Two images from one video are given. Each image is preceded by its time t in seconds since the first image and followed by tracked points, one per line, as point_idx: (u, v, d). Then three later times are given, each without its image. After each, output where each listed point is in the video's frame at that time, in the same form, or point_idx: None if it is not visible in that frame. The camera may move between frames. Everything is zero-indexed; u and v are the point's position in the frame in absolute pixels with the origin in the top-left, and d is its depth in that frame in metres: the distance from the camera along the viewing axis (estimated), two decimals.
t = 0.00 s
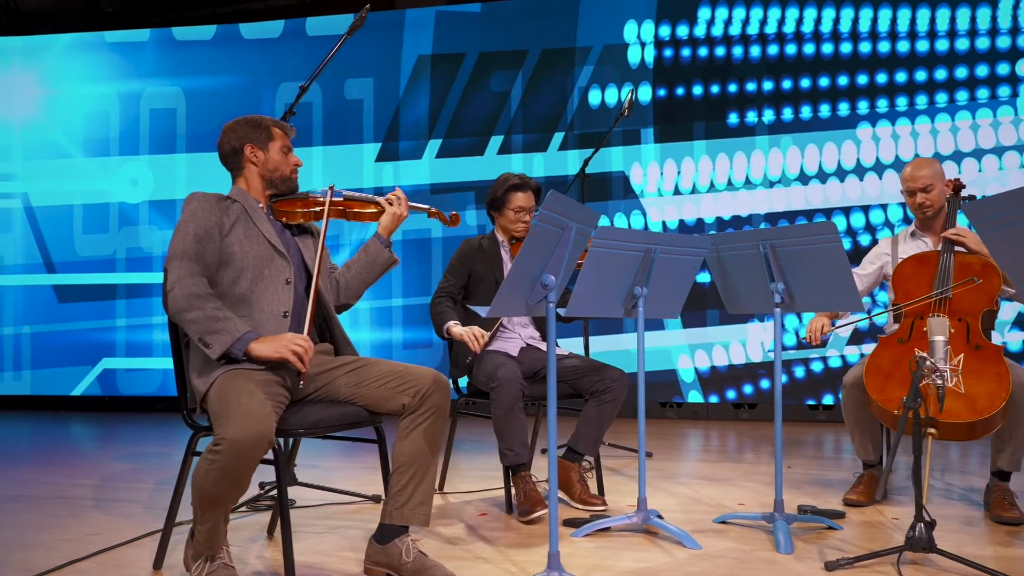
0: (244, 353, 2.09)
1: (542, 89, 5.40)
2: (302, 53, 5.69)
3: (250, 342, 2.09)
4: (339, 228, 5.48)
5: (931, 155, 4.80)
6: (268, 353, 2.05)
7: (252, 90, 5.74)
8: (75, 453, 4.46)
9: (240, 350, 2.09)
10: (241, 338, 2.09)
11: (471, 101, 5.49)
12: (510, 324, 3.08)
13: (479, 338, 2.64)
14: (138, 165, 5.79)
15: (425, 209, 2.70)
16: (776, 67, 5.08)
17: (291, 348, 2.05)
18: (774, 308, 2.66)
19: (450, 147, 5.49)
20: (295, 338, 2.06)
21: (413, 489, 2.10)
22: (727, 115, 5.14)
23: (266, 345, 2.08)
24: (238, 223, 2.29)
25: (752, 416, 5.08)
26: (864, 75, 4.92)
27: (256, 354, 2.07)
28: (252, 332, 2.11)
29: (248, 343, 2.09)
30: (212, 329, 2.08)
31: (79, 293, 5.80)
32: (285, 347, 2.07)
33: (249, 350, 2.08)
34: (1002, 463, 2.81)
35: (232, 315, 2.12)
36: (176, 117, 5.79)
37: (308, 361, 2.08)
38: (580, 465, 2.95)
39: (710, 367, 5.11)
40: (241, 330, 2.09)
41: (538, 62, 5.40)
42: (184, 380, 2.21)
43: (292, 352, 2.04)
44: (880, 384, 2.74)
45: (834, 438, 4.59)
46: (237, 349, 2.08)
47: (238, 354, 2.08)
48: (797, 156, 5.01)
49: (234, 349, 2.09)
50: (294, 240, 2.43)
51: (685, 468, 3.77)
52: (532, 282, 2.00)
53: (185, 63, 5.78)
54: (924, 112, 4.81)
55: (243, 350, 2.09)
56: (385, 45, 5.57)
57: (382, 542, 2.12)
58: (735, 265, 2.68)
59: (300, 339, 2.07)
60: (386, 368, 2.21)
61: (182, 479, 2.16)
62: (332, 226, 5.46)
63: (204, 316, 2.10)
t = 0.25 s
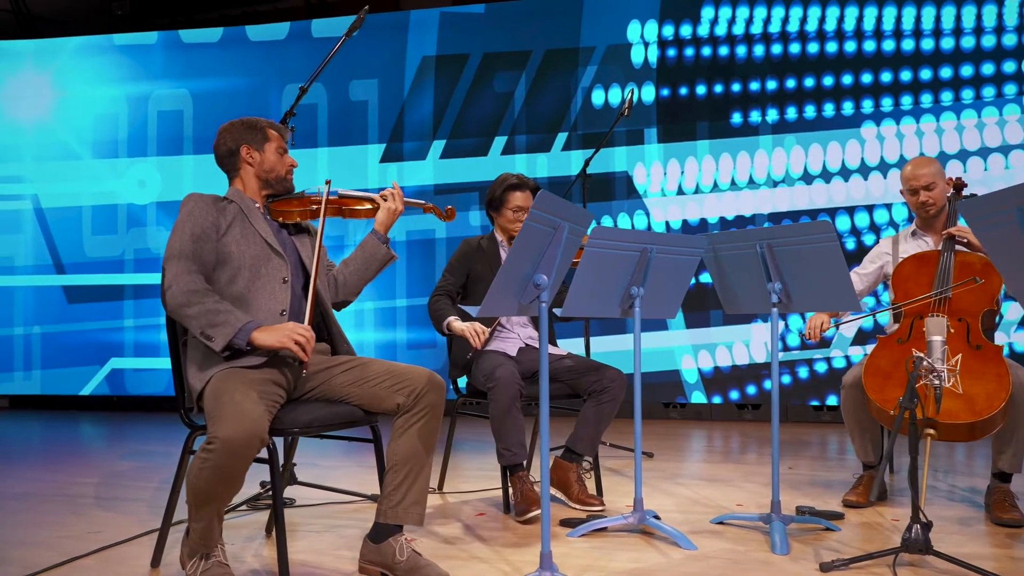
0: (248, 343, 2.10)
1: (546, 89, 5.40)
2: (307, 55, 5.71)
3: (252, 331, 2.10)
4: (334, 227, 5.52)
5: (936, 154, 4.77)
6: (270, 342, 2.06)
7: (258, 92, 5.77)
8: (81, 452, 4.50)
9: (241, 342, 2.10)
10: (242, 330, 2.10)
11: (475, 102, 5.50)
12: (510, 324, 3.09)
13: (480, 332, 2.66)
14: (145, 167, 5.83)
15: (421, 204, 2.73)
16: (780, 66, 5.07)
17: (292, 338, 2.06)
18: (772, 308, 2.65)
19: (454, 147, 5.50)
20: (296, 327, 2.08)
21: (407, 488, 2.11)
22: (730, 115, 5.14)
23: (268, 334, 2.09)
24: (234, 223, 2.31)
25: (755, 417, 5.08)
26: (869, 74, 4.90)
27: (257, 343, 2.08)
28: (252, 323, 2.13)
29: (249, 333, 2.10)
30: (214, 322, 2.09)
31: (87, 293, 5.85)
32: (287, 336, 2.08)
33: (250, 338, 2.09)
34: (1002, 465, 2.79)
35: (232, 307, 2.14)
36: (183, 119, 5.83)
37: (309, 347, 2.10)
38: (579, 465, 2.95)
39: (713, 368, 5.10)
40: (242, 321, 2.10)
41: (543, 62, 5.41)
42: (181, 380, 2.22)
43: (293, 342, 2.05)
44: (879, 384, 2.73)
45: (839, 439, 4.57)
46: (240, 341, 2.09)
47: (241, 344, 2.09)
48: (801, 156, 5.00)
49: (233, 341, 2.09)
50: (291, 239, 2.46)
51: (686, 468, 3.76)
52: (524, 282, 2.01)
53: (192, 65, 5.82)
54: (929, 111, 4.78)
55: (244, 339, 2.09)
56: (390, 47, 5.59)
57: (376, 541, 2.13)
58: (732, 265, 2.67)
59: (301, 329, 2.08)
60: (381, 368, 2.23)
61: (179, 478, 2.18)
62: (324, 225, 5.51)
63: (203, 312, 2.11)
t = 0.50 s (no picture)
0: (253, 335, 2.12)
1: (550, 89, 5.41)
2: (312, 56, 5.73)
3: (258, 323, 2.13)
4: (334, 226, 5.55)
5: (941, 153, 4.75)
6: (276, 333, 2.08)
7: (263, 92, 5.79)
8: (87, 451, 4.54)
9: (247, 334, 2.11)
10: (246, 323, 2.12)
11: (479, 102, 5.51)
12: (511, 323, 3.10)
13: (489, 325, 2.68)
14: (152, 167, 5.86)
15: (421, 203, 2.73)
16: (784, 65, 5.06)
17: (299, 329, 2.08)
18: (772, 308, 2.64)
19: (458, 147, 5.51)
20: (300, 319, 2.11)
21: (405, 487, 2.12)
22: (734, 114, 5.13)
23: (275, 325, 2.11)
24: (235, 225, 2.33)
25: (758, 417, 5.09)
26: (874, 73, 4.89)
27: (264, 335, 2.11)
28: (257, 316, 2.15)
29: (255, 325, 2.12)
30: (218, 319, 2.11)
31: (94, 293, 5.88)
32: (293, 327, 2.11)
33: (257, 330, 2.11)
34: (1003, 465, 2.78)
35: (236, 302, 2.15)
36: (189, 119, 5.86)
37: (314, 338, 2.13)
38: (579, 465, 2.96)
39: (716, 368, 5.10)
40: (247, 314, 2.12)
41: (547, 62, 5.41)
42: (182, 380, 2.24)
43: (298, 333, 2.08)
44: (879, 385, 2.73)
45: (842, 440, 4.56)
46: (246, 334, 2.11)
47: (247, 337, 2.11)
48: (805, 156, 4.99)
49: (240, 335, 2.11)
50: (291, 240, 2.47)
51: (688, 468, 3.76)
52: (521, 282, 2.01)
53: (199, 66, 5.85)
54: (934, 110, 4.77)
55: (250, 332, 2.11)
56: (394, 47, 5.61)
57: (374, 540, 2.15)
58: (732, 265, 2.67)
59: (307, 322, 2.11)
60: (380, 368, 2.24)
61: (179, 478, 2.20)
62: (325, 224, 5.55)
63: (206, 309, 2.13)
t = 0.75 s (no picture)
0: (264, 325, 2.16)
1: (556, 90, 5.42)
2: (319, 57, 5.76)
3: (268, 314, 2.16)
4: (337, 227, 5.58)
5: (948, 153, 4.74)
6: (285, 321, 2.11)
7: (271, 94, 5.83)
8: (96, 450, 4.58)
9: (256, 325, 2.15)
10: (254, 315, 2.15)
11: (485, 102, 5.53)
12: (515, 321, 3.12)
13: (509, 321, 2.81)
14: (161, 169, 5.91)
15: (422, 203, 2.72)
16: (790, 65, 5.05)
17: (307, 317, 2.11)
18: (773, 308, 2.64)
19: (464, 148, 5.53)
20: (310, 308, 2.13)
21: (405, 485, 2.14)
22: (740, 114, 5.13)
23: (284, 313, 2.15)
24: (238, 226, 2.35)
25: (764, 417, 5.10)
26: (880, 72, 4.87)
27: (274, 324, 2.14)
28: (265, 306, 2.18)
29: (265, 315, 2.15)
30: (227, 313, 2.14)
31: (104, 293, 5.94)
32: (300, 316, 2.13)
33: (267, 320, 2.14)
34: (1005, 466, 2.77)
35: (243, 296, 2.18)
36: (198, 121, 5.90)
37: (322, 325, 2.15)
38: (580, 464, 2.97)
39: (722, 368, 5.10)
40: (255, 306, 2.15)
41: (553, 63, 5.42)
42: (185, 378, 2.27)
43: (307, 322, 2.10)
44: (880, 385, 2.73)
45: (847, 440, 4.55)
46: (256, 324, 2.15)
47: (259, 328, 2.14)
48: (811, 155, 4.98)
49: (251, 326, 2.15)
50: (294, 240, 2.50)
51: (692, 468, 3.77)
52: (518, 281, 2.02)
53: (207, 68, 5.90)
54: (941, 110, 4.75)
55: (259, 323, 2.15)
56: (401, 49, 5.64)
57: (374, 537, 2.17)
58: (732, 265, 2.68)
59: (315, 310, 2.14)
60: (380, 367, 2.26)
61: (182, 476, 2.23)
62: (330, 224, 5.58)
63: (213, 305, 2.15)
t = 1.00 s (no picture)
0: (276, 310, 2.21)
1: (563, 90, 5.44)
2: (328, 59, 5.80)
3: (278, 298, 2.21)
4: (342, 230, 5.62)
5: (956, 152, 4.72)
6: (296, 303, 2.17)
7: (281, 96, 5.88)
8: (108, 448, 4.65)
9: (269, 310, 2.20)
10: (265, 301, 2.19)
11: (493, 103, 5.55)
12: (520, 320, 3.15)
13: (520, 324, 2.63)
14: (173, 171, 5.97)
15: (423, 203, 2.72)
16: (797, 65, 5.05)
17: (318, 300, 2.18)
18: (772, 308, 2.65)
19: (472, 149, 5.55)
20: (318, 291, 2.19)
21: (405, 484, 2.17)
22: (747, 114, 5.13)
23: (295, 297, 2.21)
24: (241, 228, 2.40)
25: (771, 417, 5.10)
26: (888, 72, 4.86)
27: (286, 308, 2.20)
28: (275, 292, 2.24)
29: (277, 300, 2.21)
30: (239, 303, 2.18)
31: (118, 294, 6.01)
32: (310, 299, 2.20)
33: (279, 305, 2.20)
34: (1007, 467, 2.77)
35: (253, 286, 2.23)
36: (209, 123, 5.97)
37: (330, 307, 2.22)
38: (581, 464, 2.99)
39: (729, 368, 5.11)
40: (266, 292, 2.20)
41: (560, 64, 5.44)
42: (190, 379, 2.30)
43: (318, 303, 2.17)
44: (880, 385, 2.73)
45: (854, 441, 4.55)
46: (268, 311, 2.20)
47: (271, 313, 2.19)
48: (819, 155, 4.97)
49: (264, 312, 2.20)
50: (297, 242, 2.56)
51: (696, 468, 3.78)
52: (516, 282, 2.04)
53: (218, 71, 5.96)
54: (949, 109, 4.73)
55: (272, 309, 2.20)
56: (410, 51, 5.68)
57: (375, 535, 2.20)
58: (732, 265, 2.69)
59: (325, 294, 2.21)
60: (381, 367, 2.28)
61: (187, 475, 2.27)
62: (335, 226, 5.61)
63: (223, 299, 2.18)
